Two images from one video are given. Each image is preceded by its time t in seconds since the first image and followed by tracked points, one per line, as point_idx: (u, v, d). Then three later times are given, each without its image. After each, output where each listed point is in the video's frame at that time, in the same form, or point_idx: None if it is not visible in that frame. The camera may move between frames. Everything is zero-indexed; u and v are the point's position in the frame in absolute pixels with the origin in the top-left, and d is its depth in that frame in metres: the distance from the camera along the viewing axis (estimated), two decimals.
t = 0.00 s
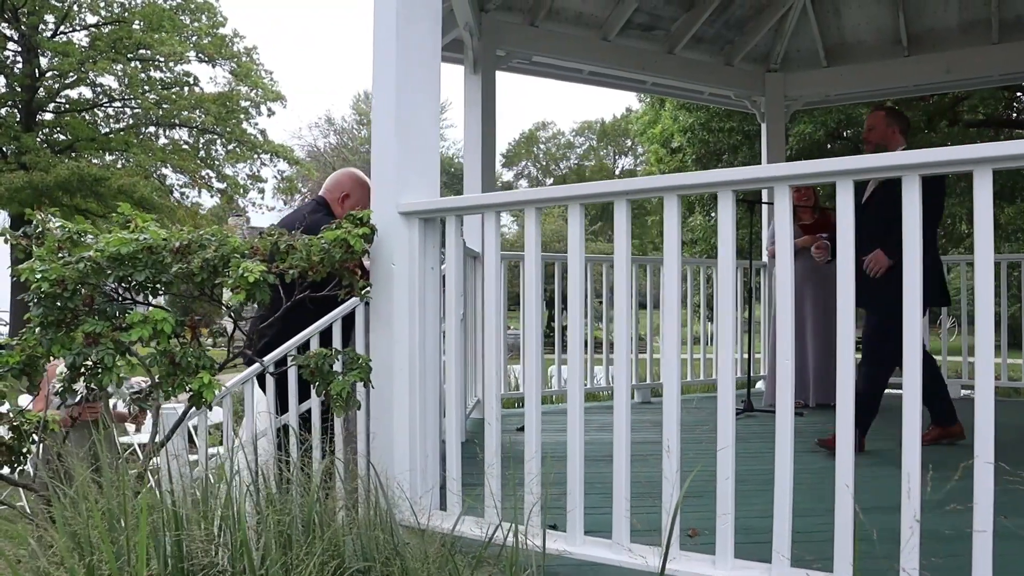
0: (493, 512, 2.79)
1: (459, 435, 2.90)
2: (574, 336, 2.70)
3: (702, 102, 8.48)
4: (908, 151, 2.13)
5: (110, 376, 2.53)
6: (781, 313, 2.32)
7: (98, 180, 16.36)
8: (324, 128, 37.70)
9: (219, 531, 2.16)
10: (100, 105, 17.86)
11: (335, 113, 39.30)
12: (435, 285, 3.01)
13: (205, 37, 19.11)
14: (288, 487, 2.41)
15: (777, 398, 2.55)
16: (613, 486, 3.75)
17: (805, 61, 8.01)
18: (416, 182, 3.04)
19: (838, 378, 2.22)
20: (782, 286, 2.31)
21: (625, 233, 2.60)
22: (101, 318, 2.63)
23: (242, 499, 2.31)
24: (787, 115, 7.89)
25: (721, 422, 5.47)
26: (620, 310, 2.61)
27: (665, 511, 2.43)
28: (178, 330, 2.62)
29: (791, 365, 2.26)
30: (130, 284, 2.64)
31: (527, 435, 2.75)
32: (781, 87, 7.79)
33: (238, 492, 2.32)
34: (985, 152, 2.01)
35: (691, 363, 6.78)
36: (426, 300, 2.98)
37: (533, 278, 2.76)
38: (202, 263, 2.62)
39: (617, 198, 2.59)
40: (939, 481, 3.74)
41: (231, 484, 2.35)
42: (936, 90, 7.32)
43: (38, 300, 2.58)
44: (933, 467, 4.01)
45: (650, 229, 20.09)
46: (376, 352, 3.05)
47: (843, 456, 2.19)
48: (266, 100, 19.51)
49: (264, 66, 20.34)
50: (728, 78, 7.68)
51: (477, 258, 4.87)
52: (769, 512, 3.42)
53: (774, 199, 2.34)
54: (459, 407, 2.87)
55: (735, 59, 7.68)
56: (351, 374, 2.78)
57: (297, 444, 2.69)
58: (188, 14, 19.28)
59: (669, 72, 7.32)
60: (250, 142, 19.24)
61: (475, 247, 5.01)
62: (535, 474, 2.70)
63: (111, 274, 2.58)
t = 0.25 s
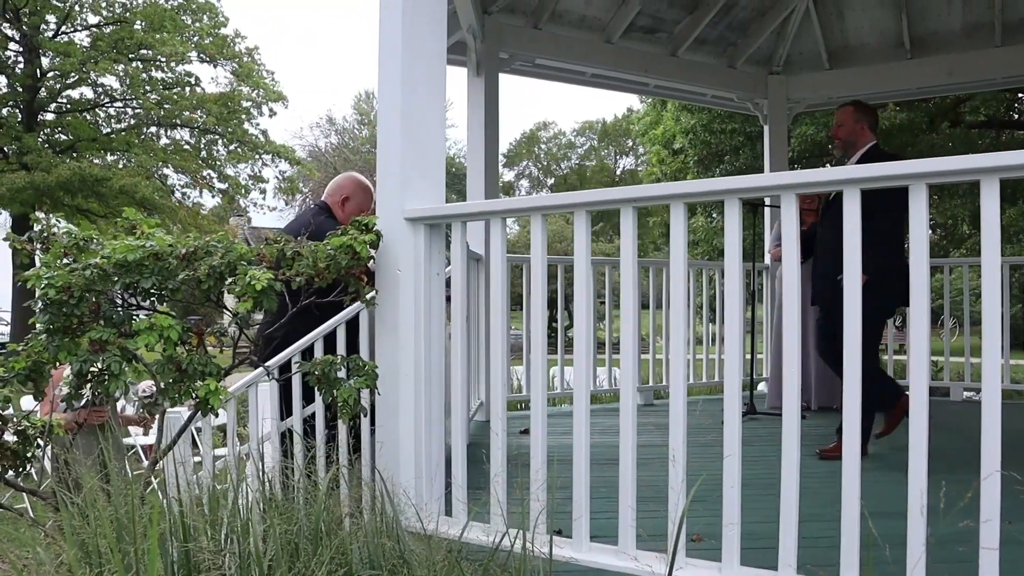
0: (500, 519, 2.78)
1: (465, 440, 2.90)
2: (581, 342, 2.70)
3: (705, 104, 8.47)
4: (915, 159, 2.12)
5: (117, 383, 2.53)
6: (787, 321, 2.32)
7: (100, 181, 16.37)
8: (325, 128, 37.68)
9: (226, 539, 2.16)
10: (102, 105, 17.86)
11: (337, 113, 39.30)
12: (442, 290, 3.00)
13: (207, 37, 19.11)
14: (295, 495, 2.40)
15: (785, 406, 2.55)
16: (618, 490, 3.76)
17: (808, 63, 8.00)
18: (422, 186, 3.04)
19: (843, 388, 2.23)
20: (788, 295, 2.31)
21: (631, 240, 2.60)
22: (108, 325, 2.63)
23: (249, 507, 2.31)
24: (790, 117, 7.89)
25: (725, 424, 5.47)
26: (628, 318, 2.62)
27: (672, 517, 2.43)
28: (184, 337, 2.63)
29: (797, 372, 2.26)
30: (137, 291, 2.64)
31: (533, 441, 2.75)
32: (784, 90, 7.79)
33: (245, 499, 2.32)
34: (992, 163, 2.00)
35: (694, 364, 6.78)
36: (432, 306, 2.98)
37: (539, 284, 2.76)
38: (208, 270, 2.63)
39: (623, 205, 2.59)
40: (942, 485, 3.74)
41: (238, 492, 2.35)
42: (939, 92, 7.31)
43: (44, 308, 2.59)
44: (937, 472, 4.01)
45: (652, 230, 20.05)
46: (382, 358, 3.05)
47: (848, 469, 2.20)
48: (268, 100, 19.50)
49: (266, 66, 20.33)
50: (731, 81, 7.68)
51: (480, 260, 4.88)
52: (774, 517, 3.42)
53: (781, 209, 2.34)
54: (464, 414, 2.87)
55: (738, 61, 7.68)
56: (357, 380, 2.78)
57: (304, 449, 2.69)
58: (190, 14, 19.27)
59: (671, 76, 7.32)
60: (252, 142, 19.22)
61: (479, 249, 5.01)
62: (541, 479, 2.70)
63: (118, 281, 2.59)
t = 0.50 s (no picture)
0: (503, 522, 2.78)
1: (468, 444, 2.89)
2: (585, 345, 2.69)
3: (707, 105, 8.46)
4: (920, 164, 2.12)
5: (120, 386, 2.54)
6: (791, 326, 2.31)
7: (102, 181, 16.39)
8: (327, 128, 37.65)
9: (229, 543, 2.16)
10: (104, 105, 17.87)
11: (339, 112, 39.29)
12: (445, 294, 3.00)
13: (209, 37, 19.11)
14: (299, 498, 2.40)
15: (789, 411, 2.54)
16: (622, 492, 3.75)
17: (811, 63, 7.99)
18: (425, 189, 3.04)
19: (848, 395, 2.22)
20: (792, 300, 2.30)
21: (635, 243, 2.60)
22: (112, 328, 2.64)
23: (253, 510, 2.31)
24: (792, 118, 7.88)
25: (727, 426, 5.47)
26: (631, 322, 2.61)
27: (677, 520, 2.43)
28: (188, 340, 2.63)
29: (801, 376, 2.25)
30: (140, 293, 2.64)
31: (537, 444, 2.74)
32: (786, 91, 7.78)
33: (249, 503, 2.31)
34: (997, 167, 2.00)
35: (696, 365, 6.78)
36: (435, 309, 2.97)
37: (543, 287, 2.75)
38: (212, 273, 2.63)
39: (627, 208, 2.58)
40: (945, 488, 3.73)
41: (242, 496, 2.35)
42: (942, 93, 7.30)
43: (48, 310, 2.59)
44: (940, 474, 4.00)
45: (655, 230, 20.01)
46: (385, 362, 3.05)
47: (853, 477, 2.19)
48: (270, 101, 19.50)
49: (268, 66, 20.32)
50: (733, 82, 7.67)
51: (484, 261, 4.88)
52: (778, 519, 3.42)
53: (786, 213, 2.34)
54: (467, 417, 2.87)
55: (741, 62, 7.67)
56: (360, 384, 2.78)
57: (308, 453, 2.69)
58: (192, 14, 19.27)
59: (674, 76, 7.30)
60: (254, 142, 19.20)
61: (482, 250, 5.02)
62: (545, 483, 2.70)
63: (122, 284, 2.59)
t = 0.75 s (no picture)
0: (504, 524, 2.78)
1: (468, 446, 2.89)
2: (586, 346, 2.69)
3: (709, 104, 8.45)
4: (922, 166, 2.11)
5: (121, 388, 2.54)
6: (792, 329, 2.31)
7: (104, 181, 16.40)
8: (329, 128, 37.60)
9: (231, 547, 2.16)
10: (106, 105, 17.87)
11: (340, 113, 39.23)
12: (447, 295, 3.00)
13: (210, 37, 19.13)
14: (301, 498, 2.40)
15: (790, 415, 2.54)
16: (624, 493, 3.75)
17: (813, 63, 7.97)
18: (427, 190, 3.03)
19: (849, 398, 2.21)
20: (793, 303, 2.30)
21: (636, 245, 2.60)
22: (113, 330, 2.64)
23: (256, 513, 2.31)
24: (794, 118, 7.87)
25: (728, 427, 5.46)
26: (632, 323, 2.61)
27: (679, 523, 2.42)
28: (189, 342, 2.64)
29: (803, 379, 2.25)
30: (141, 295, 2.64)
31: (538, 445, 2.74)
32: (789, 91, 7.77)
33: (250, 506, 2.31)
34: (999, 169, 1.99)
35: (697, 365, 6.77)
36: (436, 312, 2.97)
37: (543, 291, 2.75)
38: (213, 276, 2.63)
39: (628, 210, 2.58)
40: (946, 490, 3.72)
41: (242, 499, 2.34)
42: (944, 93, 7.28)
43: (49, 312, 2.60)
44: (941, 476, 3.99)
45: (656, 230, 20.00)
46: (386, 364, 3.05)
47: (854, 480, 2.19)
48: (271, 101, 19.48)
49: (269, 66, 20.30)
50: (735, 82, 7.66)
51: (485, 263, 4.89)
52: (779, 521, 3.42)
53: (787, 215, 2.33)
54: (468, 420, 2.86)
55: (742, 62, 7.66)
56: (360, 386, 2.78)
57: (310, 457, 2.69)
58: (193, 14, 19.28)
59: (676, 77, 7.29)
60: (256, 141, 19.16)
61: (483, 252, 5.01)
62: (547, 485, 2.70)
63: (123, 286, 2.59)
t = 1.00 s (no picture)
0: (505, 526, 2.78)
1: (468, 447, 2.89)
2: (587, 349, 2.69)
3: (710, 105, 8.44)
4: (922, 168, 2.11)
5: (121, 391, 2.55)
6: (792, 331, 2.30)
7: (106, 181, 16.42)
8: (330, 128, 37.60)
9: (231, 549, 2.16)
10: (108, 106, 17.90)
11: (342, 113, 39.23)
12: (447, 297, 3.00)
13: (212, 38, 19.15)
14: (301, 500, 2.40)
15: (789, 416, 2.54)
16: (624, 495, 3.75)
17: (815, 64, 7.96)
18: (428, 192, 3.04)
19: (849, 401, 2.21)
20: (793, 305, 2.30)
21: (636, 246, 2.59)
22: (113, 332, 2.64)
23: (255, 515, 2.31)
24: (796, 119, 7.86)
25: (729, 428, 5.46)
26: (633, 324, 2.61)
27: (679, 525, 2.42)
28: (190, 345, 2.64)
29: (803, 382, 2.25)
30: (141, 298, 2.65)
31: (537, 448, 2.74)
32: (790, 91, 7.77)
33: (250, 509, 2.31)
34: (999, 171, 1.98)
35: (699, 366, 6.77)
36: (436, 313, 2.97)
37: (543, 293, 2.75)
38: (213, 279, 2.64)
39: (628, 212, 2.58)
40: (947, 491, 3.72)
41: (243, 502, 2.34)
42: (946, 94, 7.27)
43: (50, 315, 2.60)
44: (942, 477, 3.99)
45: (657, 230, 19.99)
46: (386, 366, 3.05)
47: (854, 484, 2.19)
48: (272, 101, 19.50)
49: (271, 66, 20.32)
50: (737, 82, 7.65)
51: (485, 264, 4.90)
52: (779, 522, 3.42)
53: (787, 217, 2.32)
54: (468, 422, 2.87)
55: (744, 63, 7.65)
56: (360, 388, 2.79)
57: (310, 459, 2.69)
58: (195, 15, 19.30)
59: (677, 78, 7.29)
60: (258, 142, 19.17)
61: (484, 253, 5.02)
62: (547, 487, 2.70)
63: (123, 288, 2.60)
